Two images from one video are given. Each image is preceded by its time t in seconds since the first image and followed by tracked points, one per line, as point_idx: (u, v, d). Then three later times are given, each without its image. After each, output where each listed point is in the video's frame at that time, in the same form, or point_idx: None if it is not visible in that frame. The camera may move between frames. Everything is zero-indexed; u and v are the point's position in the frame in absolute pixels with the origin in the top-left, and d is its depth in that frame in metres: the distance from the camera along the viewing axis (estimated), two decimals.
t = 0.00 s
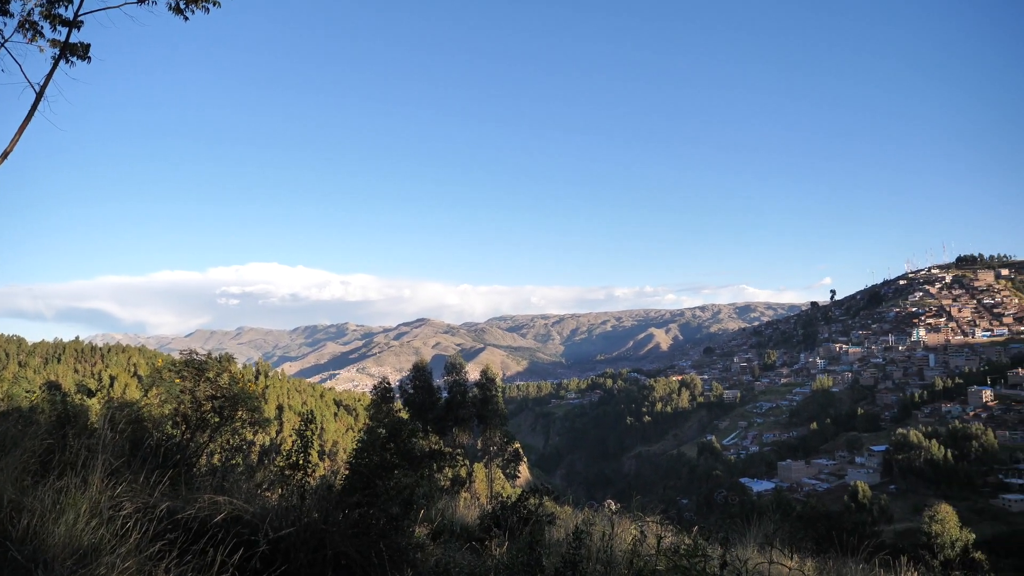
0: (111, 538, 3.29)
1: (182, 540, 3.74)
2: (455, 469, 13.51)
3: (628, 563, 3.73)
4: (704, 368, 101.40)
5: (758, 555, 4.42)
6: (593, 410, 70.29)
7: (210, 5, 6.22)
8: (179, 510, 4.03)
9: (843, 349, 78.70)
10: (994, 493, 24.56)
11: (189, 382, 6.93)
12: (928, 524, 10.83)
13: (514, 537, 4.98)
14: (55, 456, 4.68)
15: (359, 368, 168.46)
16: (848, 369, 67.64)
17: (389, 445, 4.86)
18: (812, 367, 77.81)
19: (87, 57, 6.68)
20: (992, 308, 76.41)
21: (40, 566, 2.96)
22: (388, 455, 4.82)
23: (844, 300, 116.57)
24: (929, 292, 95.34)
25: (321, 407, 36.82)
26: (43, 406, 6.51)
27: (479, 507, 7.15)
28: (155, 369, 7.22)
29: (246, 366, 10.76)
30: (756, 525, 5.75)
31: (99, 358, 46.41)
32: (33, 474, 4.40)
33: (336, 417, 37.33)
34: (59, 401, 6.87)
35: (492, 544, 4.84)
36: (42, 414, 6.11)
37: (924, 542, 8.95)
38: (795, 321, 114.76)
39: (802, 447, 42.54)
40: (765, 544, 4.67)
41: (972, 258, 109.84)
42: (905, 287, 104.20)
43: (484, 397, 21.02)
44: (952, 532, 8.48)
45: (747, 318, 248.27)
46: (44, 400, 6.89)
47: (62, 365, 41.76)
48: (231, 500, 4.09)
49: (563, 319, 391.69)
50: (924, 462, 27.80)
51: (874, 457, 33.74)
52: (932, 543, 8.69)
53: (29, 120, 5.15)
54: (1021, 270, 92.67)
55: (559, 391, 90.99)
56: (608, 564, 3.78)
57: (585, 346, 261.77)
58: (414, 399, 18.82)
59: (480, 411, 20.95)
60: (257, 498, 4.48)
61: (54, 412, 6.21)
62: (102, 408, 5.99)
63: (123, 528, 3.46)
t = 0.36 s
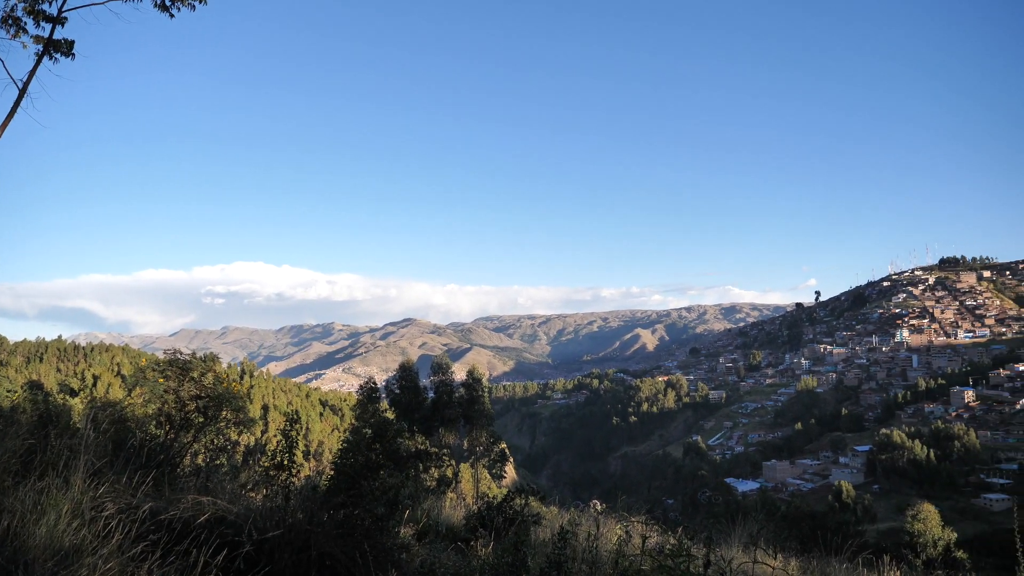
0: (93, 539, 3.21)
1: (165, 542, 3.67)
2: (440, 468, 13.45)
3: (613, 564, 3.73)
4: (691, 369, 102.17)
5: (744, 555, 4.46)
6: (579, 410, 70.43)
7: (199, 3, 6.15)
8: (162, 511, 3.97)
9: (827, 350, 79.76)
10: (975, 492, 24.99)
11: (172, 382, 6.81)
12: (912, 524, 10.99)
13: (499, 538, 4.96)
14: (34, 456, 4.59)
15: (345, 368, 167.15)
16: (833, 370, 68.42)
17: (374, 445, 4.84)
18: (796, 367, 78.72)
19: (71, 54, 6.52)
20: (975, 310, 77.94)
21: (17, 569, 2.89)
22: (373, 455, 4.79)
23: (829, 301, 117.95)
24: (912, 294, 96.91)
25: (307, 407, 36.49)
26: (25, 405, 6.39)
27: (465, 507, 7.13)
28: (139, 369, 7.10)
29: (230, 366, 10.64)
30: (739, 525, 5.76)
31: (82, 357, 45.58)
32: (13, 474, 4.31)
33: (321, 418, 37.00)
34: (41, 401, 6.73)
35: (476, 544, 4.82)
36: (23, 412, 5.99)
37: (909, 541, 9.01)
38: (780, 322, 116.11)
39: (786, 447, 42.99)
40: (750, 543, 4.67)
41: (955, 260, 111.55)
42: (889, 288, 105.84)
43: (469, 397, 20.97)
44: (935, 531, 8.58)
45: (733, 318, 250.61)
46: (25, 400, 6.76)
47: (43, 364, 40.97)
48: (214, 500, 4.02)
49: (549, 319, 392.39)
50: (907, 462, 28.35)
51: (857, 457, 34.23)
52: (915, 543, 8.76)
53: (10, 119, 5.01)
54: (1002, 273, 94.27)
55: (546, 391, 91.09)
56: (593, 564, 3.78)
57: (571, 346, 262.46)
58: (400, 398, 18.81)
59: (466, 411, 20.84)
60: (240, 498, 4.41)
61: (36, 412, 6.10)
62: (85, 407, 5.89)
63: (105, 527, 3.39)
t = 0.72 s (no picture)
0: (73, 542, 3.13)
1: (147, 545, 3.60)
2: (426, 471, 13.41)
3: (597, 564, 3.75)
4: (676, 370, 102.94)
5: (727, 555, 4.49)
6: (565, 411, 70.57)
7: (188, 3, 6.10)
8: (144, 513, 3.90)
9: (811, 352, 80.91)
10: (956, 492, 25.44)
11: (155, 383, 6.71)
12: (894, 524, 11.21)
13: (484, 540, 4.96)
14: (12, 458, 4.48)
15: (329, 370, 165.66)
16: (817, 371, 69.34)
17: (358, 447, 4.83)
18: (780, 368, 79.64)
19: (53, 53, 6.37)
20: (956, 312, 79.63)
21: None
22: (358, 458, 4.79)
23: (813, 303, 119.57)
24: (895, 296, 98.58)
25: (292, 409, 36.16)
26: (5, 406, 6.25)
27: (450, 509, 7.09)
28: (122, 370, 7.00)
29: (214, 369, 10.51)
30: (723, 525, 5.79)
31: (63, 358, 44.74)
32: None
33: (307, 419, 36.70)
34: (21, 402, 6.60)
35: (462, 546, 4.81)
36: (2, 414, 5.86)
37: (890, 541, 9.15)
38: (765, 324, 117.53)
39: (770, 448, 43.45)
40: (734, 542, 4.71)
41: (936, 264, 113.60)
42: (872, 291, 107.65)
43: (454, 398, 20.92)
44: (915, 531, 8.73)
45: (718, 320, 252.92)
46: (5, 401, 6.62)
47: (22, 365, 40.17)
48: (197, 503, 3.95)
49: (535, 321, 392.82)
50: (889, 463, 28.88)
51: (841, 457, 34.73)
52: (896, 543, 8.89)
53: None
54: (981, 277, 96.17)
55: (531, 393, 91.17)
56: (578, 565, 3.79)
57: (557, 348, 262.95)
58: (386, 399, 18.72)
59: (452, 413, 20.77)
60: (224, 500, 4.35)
61: (16, 415, 5.98)
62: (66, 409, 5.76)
63: (86, 531, 3.31)
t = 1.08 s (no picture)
0: (50, 547, 3.05)
1: (125, 549, 3.51)
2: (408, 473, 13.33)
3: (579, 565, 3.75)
4: (658, 372, 103.73)
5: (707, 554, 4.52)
6: (547, 413, 70.62)
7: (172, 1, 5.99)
8: (122, 517, 3.81)
9: (791, 353, 82.17)
10: (933, 492, 25.99)
11: (134, 386, 6.58)
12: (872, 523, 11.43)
13: (465, 541, 4.94)
14: None
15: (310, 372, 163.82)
16: (797, 372, 70.41)
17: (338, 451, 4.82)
18: (761, 370, 80.72)
19: (30, 51, 6.20)
20: (935, 313, 81.52)
21: None
22: (339, 460, 4.82)
23: (794, 305, 121.35)
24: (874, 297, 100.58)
25: (274, 412, 35.72)
26: None
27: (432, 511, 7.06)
28: (100, 372, 6.85)
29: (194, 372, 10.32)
30: (704, 525, 5.81)
31: (39, 359, 43.64)
32: None
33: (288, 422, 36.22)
34: None
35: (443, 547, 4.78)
36: None
37: (869, 540, 9.28)
38: (746, 326, 119.08)
39: (751, 449, 43.98)
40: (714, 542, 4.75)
41: (913, 266, 116.13)
42: (851, 292, 109.73)
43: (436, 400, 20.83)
44: (893, 531, 8.87)
45: (700, 321, 255.64)
46: None
47: None
48: (176, 506, 3.88)
49: (518, 322, 392.93)
50: (868, 463, 29.40)
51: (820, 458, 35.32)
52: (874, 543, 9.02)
53: None
54: (958, 279, 98.43)
55: (514, 394, 91.13)
56: (559, 566, 3.80)
57: (540, 350, 263.32)
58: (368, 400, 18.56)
59: (435, 415, 20.65)
60: (204, 503, 4.27)
61: None
62: (42, 412, 5.62)
63: (64, 535, 3.22)
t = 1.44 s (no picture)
0: (26, 552, 2.96)
1: (104, 552, 3.43)
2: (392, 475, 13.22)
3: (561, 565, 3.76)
4: (642, 373, 104.41)
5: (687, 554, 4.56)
6: (530, 414, 70.70)
7: None
8: (101, 520, 3.73)
9: (773, 354, 83.27)
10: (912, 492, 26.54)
11: (113, 388, 6.42)
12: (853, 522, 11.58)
13: (448, 543, 4.91)
14: None
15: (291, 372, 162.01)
16: (779, 373, 71.35)
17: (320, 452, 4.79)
18: (743, 370, 81.71)
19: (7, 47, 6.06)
20: (913, 315, 83.22)
21: None
22: (321, 461, 4.78)
23: (777, 306, 123.05)
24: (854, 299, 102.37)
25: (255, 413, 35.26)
26: None
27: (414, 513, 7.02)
28: (79, 373, 6.67)
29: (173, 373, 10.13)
30: (685, 525, 5.83)
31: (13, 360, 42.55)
32: None
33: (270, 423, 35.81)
34: None
35: (425, 550, 4.74)
36: None
37: (848, 538, 9.40)
38: (728, 327, 120.36)
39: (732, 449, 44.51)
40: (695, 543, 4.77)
41: (892, 269, 118.36)
42: (831, 294, 111.54)
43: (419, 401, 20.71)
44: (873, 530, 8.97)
45: (683, 322, 257.89)
46: None
47: None
48: (156, 509, 3.80)
49: (502, 323, 392.74)
50: (848, 463, 29.89)
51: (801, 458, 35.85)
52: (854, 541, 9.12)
53: None
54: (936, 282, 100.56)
55: (497, 395, 91.02)
56: (541, 566, 3.81)
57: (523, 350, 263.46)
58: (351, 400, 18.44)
59: (418, 416, 20.57)
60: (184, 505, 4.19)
61: None
62: (19, 413, 5.47)
63: (40, 538, 3.14)
